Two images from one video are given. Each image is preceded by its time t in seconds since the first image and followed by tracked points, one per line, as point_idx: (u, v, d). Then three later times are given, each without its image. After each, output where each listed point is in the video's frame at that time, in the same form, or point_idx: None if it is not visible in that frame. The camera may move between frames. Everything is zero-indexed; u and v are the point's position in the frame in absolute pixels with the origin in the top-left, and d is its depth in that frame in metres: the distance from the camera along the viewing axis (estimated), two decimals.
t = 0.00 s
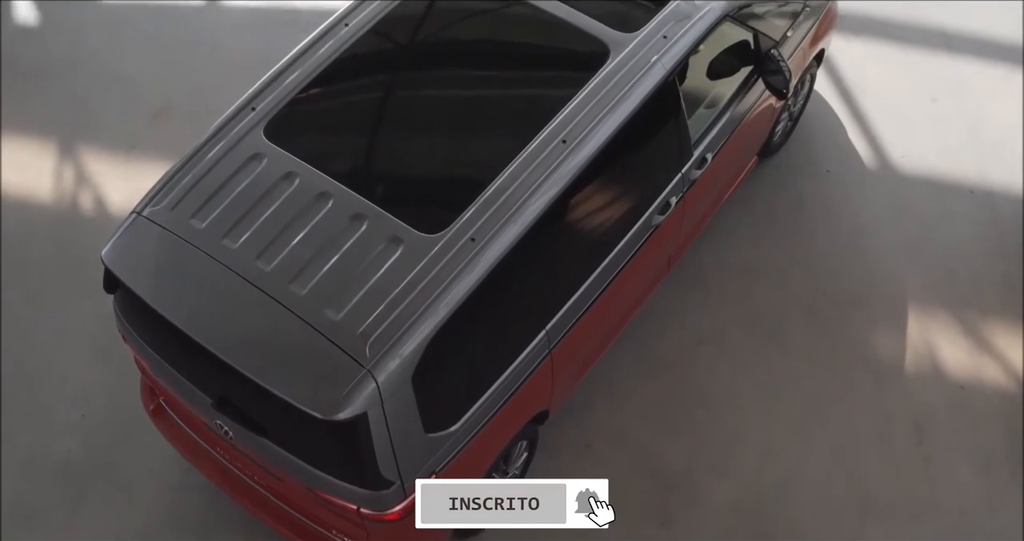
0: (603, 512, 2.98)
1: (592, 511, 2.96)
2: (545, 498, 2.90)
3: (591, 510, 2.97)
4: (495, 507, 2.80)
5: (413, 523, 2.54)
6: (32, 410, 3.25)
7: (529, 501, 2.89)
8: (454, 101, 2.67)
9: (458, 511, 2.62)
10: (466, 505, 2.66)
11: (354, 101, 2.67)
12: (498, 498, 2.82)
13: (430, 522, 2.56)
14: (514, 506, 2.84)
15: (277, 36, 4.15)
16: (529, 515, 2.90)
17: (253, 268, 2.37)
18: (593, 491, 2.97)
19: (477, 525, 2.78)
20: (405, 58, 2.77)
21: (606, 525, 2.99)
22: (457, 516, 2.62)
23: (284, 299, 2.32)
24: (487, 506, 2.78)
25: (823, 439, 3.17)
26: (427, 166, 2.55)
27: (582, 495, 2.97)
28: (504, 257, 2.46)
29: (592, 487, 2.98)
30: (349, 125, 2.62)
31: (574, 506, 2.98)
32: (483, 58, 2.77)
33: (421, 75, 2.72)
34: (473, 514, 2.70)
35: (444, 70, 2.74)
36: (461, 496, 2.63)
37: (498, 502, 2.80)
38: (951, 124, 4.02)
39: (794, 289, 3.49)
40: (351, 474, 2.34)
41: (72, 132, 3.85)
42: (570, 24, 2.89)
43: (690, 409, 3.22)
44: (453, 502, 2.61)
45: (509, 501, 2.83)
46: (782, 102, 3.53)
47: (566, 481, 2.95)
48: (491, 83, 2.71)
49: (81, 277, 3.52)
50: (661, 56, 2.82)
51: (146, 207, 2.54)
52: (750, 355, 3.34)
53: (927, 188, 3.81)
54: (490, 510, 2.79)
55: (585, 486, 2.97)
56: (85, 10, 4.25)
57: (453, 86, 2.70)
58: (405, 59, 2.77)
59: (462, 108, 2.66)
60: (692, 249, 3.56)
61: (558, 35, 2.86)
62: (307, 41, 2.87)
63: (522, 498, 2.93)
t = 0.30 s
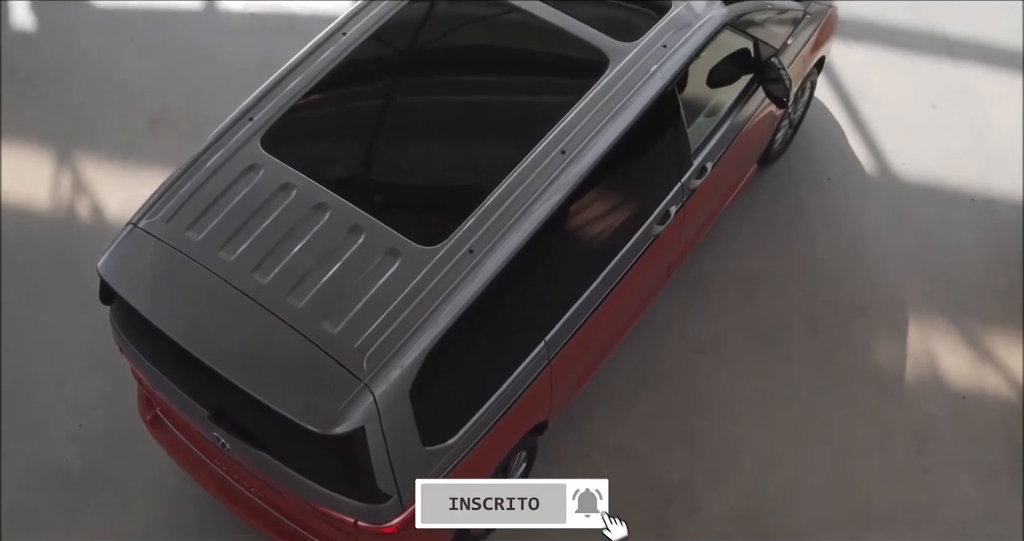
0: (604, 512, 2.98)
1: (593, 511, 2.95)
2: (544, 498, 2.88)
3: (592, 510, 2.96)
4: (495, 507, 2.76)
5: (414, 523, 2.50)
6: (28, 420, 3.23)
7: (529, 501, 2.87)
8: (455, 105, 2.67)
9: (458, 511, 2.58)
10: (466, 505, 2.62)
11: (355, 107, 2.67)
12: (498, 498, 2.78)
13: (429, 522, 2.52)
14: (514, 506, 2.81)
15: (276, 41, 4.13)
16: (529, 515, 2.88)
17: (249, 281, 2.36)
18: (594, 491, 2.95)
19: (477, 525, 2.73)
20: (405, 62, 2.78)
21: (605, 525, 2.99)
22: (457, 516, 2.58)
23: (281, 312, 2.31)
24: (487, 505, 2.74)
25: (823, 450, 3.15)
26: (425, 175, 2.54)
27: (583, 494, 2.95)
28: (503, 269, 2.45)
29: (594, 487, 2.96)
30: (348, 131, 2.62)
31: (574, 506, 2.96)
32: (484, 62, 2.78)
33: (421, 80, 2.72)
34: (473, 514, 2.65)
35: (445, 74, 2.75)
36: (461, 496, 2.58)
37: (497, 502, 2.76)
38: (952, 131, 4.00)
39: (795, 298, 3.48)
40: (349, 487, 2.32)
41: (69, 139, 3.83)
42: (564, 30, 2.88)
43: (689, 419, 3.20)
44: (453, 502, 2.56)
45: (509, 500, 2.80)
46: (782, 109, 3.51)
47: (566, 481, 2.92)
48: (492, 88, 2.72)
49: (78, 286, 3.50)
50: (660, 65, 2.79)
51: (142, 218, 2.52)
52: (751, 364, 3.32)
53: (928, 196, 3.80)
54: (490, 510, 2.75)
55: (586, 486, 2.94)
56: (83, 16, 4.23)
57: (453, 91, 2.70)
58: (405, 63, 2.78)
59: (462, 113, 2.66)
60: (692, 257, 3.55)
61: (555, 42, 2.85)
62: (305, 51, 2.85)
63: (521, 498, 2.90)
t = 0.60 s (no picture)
0: (603, 511, 2.97)
1: (592, 511, 2.95)
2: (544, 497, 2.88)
3: (590, 509, 2.96)
4: (495, 507, 2.73)
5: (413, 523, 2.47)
6: (24, 430, 3.21)
7: (529, 501, 2.87)
8: (455, 112, 2.66)
9: (458, 511, 2.53)
10: (466, 505, 2.58)
11: (354, 114, 2.66)
12: (498, 498, 2.75)
13: (429, 522, 2.48)
14: (514, 506, 2.79)
15: (272, 48, 4.10)
16: (529, 515, 2.88)
17: (245, 295, 2.34)
18: (594, 489, 2.96)
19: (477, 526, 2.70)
20: (403, 68, 2.76)
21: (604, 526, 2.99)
22: (457, 516, 2.53)
23: (277, 327, 2.29)
24: (488, 505, 2.70)
25: (823, 460, 3.14)
26: (423, 185, 2.53)
27: (582, 494, 2.96)
28: (500, 283, 2.43)
29: (593, 486, 2.97)
30: (347, 138, 2.61)
31: (574, 506, 2.96)
32: (482, 70, 2.76)
33: (420, 86, 2.71)
34: (473, 515, 2.61)
35: (444, 81, 2.73)
36: (461, 496, 2.53)
37: (497, 502, 2.73)
38: (952, 138, 3.98)
39: (795, 308, 3.46)
40: (345, 502, 2.31)
41: (66, 147, 3.81)
42: (561, 38, 2.85)
43: (689, 430, 3.19)
44: (453, 502, 2.52)
45: (509, 500, 2.77)
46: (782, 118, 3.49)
47: (566, 481, 2.93)
48: (492, 94, 2.70)
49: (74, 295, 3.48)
50: (659, 77, 2.77)
51: (137, 231, 2.50)
52: (751, 375, 3.31)
53: (928, 203, 3.78)
54: (490, 510, 2.72)
55: (585, 485, 2.95)
56: (80, 22, 4.21)
57: (452, 98, 2.69)
58: (404, 70, 2.76)
59: (462, 120, 2.65)
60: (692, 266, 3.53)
61: (553, 51, 2.82)
62: (301, 61, 2.82)
63: (522, 498, 2.90)
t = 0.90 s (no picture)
0: (603, 515, 2.96)
1: (592, 515, 2.94)
2: (544, 502, 2.85)
3: (590, 514, 2.95)
4: (495, 513, 2.67)
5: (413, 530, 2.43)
6: (20, 441, 3.19)
7: (529, 507, 2.83)
8: (455, 118, 2.66)
9: (458, 517, 2.49)
10: (466, 511, 2.53)
11: (356, 120, 2.66)
12: (497, 503, 2.69)
13: (429, 528, 2.44)
14: (514, 512, 2.73)
15: (268, 53, 4.08)
16: (530, 521, 2.83)
17: (240, 308, 2.32)
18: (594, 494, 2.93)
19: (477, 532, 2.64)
20: (403, 75, 2.76)
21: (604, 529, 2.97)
22: (458, 521, 2.49)
23: (273, 341, 2.27)
24: (488, 512, 2.64)
25: (823, 470, 3.12)
26: (422, 193, 2.52)
27: (583, 500, 2.93)
28: (498, 294, 2.41)
29: (593, 491, 2.94)
30: (346, 145, 2.60)
31: (574, 512, 2.94)
32: (481, 76, 2.76)
33: (421, 92, 2.71)
34: (473, 520, 2.58)
35: (443, 87, 2.73)
36: (461, 502, 2.49)
37: (497, 507, 2.67)
38: (953, 145, 3.97)
39: (794, 316, 3.44)
40: (342, 516, 2.30)
41: (62, 155, 3.80)
42: (559, 46, 2.83)
43: (689, 440, 3.17)
44: (453, 508, 2.48)
45: (509, 506, 2.71)
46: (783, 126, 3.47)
47: (566, 486, 2.90)
48: (492, 99, 2.71)
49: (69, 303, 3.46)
50: (659, 86, 2.75)
51: (133, 243, 2.49)
52: (751, 385, 3.29)
53: (929, 211, 3.76)
54: (490, 516, 2.66)
55: (586, 490, 2.92)
56: (76, 28, 4.19)
57: (452, 103, 2.69)
58: (404, 76, 2.75)
59: (462, 126, 2.65)
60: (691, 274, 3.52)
61: (550, 60, 2.80)
62: (297, 71, 2.80)
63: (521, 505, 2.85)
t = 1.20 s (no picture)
0: None
1: None
2: None
3: None
4: None
5: None
6: (15, 452, 3.17)
7: None
8: (454, 126, 2.64)
9: None
10: None
11: (355, 127, 2.64)
12: None
13: None
14: None
15: (266, 60, 4.06)
16: None
17: (235, 323, 2.31)
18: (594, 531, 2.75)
19: None
20: (402, 82, 2.74)
21: None
22: None
23: (269, 356, 2.25)
24: None
25: (824, 482, 3.10)
26: (421, 202, 2.51)
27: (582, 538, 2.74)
28: (496, 309, 2.39)
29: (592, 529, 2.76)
30: (345, 153, 2.59)
31: None
32: (480, 83, 2.74)
33: (420, 99, 2.70)
34: None
35: (443, 93, 2.71)
36: None
37: None
38: (954, 153, 3.95)
39: (794, 326, 3.42)
40: (339, 531, 2.28)
41: (59, 164, 3.78)
42: (558, 54, 2.81)
43: (688, 452, 3.15)
44: None
45: None
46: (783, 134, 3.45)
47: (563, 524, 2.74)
48: (492, 106, 2.69)
49: (65, 313, 3.43)
50: (657, 98, 2.74)
51: (128, 256, 2.47)
52: (751, 395, 3.27)
53: (929, 219, 3.74)
54: None
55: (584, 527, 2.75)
56: (73, 35, 4.17)
57: (452, 109, 2.68)
58: (403, 83, 2.74)
59: (462, 134, 2.63)
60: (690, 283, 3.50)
61: (548, 70, 2.78)
62: (293, 83, 2.78)
63: None
